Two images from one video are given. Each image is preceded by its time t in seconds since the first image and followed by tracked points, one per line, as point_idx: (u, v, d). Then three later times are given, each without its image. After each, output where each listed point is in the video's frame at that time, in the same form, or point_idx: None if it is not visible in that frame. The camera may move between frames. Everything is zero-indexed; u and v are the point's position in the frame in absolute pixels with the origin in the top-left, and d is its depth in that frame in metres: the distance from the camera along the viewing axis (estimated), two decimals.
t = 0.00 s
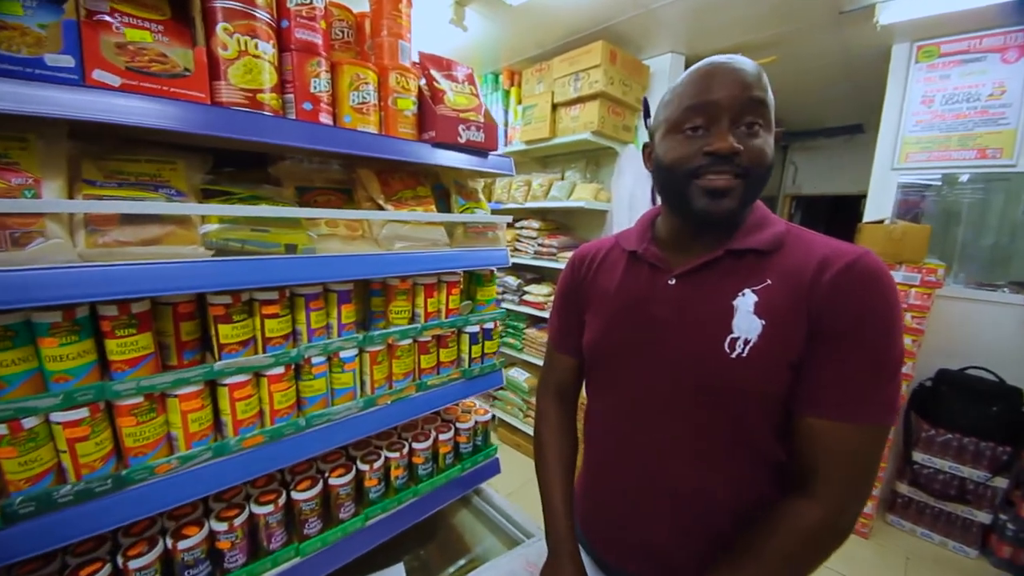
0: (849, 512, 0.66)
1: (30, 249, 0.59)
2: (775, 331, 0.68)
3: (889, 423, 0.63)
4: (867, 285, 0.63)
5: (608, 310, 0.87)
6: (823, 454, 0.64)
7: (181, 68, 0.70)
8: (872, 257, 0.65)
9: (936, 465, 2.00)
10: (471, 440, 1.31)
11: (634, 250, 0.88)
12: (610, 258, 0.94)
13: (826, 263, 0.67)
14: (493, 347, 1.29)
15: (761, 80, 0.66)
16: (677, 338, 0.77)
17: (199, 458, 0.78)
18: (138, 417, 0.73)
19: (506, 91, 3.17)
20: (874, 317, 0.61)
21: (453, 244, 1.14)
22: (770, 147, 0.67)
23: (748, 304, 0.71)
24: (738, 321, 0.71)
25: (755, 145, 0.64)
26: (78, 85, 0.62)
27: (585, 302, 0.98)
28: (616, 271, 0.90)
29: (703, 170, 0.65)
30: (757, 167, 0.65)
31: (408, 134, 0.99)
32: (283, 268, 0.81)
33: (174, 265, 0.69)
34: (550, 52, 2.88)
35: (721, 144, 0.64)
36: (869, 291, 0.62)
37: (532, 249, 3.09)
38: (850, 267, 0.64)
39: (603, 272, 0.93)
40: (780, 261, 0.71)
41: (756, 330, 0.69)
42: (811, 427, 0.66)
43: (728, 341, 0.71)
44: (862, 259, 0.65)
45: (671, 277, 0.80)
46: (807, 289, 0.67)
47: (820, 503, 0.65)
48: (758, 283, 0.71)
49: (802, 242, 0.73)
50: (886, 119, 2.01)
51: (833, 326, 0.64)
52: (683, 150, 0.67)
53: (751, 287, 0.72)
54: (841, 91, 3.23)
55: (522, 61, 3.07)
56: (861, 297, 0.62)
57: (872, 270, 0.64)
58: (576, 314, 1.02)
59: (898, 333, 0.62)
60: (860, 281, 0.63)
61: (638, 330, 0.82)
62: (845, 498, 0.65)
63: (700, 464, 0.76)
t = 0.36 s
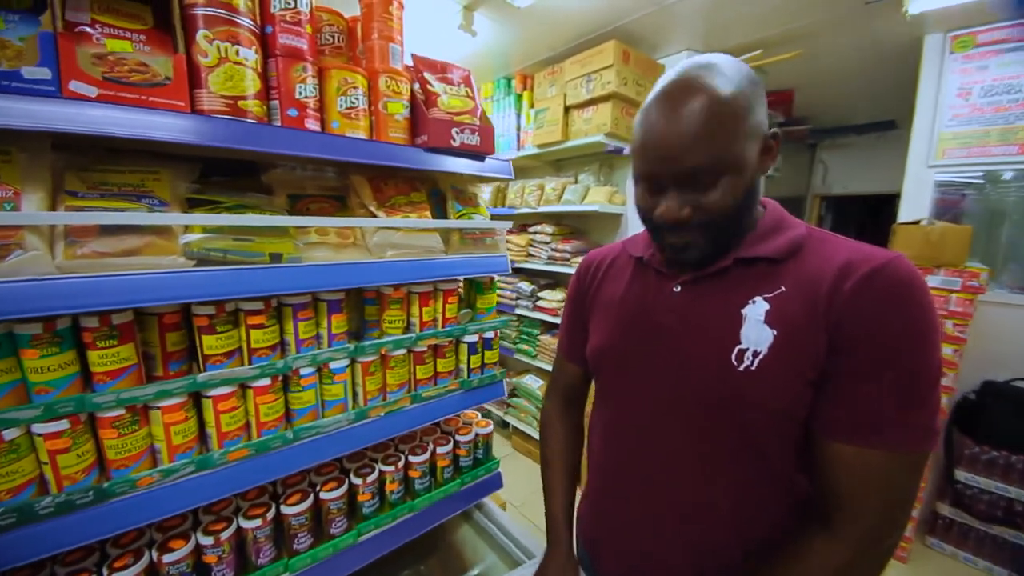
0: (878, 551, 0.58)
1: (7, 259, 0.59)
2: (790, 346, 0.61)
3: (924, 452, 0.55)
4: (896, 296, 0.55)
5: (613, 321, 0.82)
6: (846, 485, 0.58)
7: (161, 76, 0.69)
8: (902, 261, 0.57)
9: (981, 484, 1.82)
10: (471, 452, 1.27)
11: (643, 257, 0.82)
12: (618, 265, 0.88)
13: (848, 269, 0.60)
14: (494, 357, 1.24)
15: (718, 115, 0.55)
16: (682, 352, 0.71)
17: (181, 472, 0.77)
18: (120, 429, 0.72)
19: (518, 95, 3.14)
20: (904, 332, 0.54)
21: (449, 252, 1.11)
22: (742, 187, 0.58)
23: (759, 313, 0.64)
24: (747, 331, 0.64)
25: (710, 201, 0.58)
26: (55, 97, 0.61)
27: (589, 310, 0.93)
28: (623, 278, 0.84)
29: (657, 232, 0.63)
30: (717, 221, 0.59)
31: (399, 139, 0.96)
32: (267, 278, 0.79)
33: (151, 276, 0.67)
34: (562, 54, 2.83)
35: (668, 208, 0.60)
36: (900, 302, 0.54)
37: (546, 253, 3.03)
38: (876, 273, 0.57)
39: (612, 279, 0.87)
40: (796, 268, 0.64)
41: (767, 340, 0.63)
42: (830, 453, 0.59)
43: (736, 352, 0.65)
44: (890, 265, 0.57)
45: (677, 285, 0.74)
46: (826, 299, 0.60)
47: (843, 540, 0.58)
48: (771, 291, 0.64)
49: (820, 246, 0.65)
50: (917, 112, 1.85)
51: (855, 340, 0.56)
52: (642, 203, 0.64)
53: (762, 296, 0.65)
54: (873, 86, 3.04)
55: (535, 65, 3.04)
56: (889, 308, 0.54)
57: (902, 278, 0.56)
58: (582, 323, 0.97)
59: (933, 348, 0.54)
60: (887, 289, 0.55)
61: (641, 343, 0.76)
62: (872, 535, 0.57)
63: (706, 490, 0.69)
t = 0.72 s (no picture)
0: None
1: None
2: (770, 374, 0.53)
3: (926, 515, 0.46)
4: (892, 324, 0.46)
5: (588, 334, 0.75)
6: (832, 544, 0.50)
7: (137, 74, 0.70)
8: (903, 282, 0.48)
9: None
10: (454, 459, 1.24)
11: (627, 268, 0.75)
12: (603, 275, 0.80)
13: (837, 290, 0.51)
14: (481, 363, 1.21)
15: (653, 146, 0.53)
16: (653, 375, 0.63)
17: (147, 462, 0.78)
18: (88, 417, 0.74)
19: (540, 95, 3.09)
20: (903, 366, 0.45)
21: (433, 254, 1.08)
22: (694, 213, 0.55)
23: (732, 335, 0.57)
24: (719, 356, 0.57)
25: (658, 233, 0.56)
26: (29, 94, 0.62)
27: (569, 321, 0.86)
28: (606, 289, 0.77)
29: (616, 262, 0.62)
30: (671, 251, 0.57)
31: (382, 138, 0.95)
32: (236, 274, 0.79)
33: (119, 269, 0.69)
34: (585, 53, 2.76)
35: (620, 241, 0.59)
36: (897, 331, 0.46)
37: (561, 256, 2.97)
38: (868, 296, 0.48)
39: (594, 288, 0.80)
40: (778, 288, 0.56)
41: (739, 368, 0.55)
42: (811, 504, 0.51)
43: (704, 377, 0.58)
44: (887, 288, 0.49)
45: (655, 300, 0.67)
46: (808, 324, 0.52)
47: None
48: (750, 310, 0.57)
49: (811, 262, 0.57)
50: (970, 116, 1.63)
51: (839, 374, 0.48)
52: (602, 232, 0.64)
53: (740, 315, 0.57)
54: (927, 87, 2.79)
55: (558, 64, 2.97)
56: (883, 339, 0.46)
57: (900, 302, 0.47)
58: (561, 331, 0.87)
59: (938, 388, 0.45)
60: (879, 317, 0.47)
61: (612, 361, 0.69)
62: None
63: (668, 535, 0.61)
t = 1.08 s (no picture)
0: None
1: None
2: (732, 389, 0.46)
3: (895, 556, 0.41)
4: (862, 333, 0.41)
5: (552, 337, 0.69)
6: None
7: (116, 73, 0.72)
8: (877, 290, 0.43)
9: None
10: (440, 461, 1.23)
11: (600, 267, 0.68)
12: (576, 272, 0.74)
13: (804, 294, 0.45)
14: (468, 365, 1.19)
15: (629, 127, 0.46)
16: (610, 384, 0.57)
17: (124, 453, 0.80)
18: (69, 407, 0.76)
19: (554, 94, 3.04)
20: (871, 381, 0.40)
21: (417, 253, 1.07)
22: (672, 205, 0.48)
23: (694, 341, 0.50)
24: (679, 364, 0.50)
25: (632, 226, 0.49)
26: (11, 94, 0.64)
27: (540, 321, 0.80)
28: (575, 288, 0.70)
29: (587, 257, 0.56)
30: (645, 247, 0.51)
31: (364, 136, 0.94)
32: (211, 271, 0.80)
33: (95, 264, 0.70)
34: (600, 50, 2.70)
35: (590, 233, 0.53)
36: (866, 342, 0.40)
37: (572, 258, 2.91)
38: (835, 303, 0.43)
39: (565, 287, 0.74)
40: (747, 289, 0.50)
41: (699, 378, 0.48)
42: (759, 539, 0.45)
43: (663, 388, 0.51)
44: (860, 292, 0.43)
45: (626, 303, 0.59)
46: (772, 331, 0.45)
47: None
48: (715, 314, 0.50)
49: (782, 260, 0.51)
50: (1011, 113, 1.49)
51: (799, 391, 0.42)
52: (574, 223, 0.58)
53: (704, 319, 0.51)
54: (970, 83, 2.59)
55: (572, 63, 2.92)
56: (850, 349, 0.41)
57: (873, 308, 0.42)
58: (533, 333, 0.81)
59: (908, 407, 0.40)
60: (847, 326, 0.41)
61: (571, 367, 0.63)
62: None
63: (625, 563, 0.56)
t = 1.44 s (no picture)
0: None
1: None
2: (707, 395, 0.44)
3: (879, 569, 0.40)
4: (845, 334, 0.39)
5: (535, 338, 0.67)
6: None
7: (101, 77, 0.72)
8: (862, 288, 0.41)
9: None
10: (434, 461, 1.22)
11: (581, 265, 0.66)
12: (559, 272, 0.73)
13: (786, 291, 0.43)
14: (461, 365, 1.19)
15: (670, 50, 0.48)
16: (589, 387, 0.56)
17: (115, 453, 0.81)
18: (59, 407, 0.77)
19: (556, 93, 3.02)
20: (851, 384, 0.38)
21: (407, 253, 1.07)
22: (706, 139, 0.48)
23: (672, 346, 0.48)
24: (657, 372, 0.48)
25: (668, 151, 0.48)
26: None
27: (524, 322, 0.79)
28: (558, 288, 0.69)
29: (607, 197, 0.51)
30: (677, 182, 0.48)
31: (352, 135, 0.94)
32: (199, 272, 0.80)
33: (81, 264, 0.71)
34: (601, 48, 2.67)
35: (619, 161, 0.50)
36: (848, 343, 0.39)
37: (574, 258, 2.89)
38: (818, 302, 0.41)
39: (549, 286, 0.73)
40: (727, 289, 0.48)
41: (677, 388, 0.46)
42: (740, 551, 0.43)
43: (640, 397, 0.49)
44: (845, 290, 0.41)
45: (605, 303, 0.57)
46: (753, 331, 0.43)
47: None
48: (694, 318, 0.48)
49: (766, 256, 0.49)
50: None
51: (779, 395, 0.41)
52: (589, 170, 0.55)
53: (683, 322, 0.48)
54: (983, 76, 2.52)
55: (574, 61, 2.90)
56: (832, 350, 0.39)
57: (857, 308, 0.40)
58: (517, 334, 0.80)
59: (892, 411, 0.39)
60: (830, 327, 0.40)
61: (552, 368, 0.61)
62: None
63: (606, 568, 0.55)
